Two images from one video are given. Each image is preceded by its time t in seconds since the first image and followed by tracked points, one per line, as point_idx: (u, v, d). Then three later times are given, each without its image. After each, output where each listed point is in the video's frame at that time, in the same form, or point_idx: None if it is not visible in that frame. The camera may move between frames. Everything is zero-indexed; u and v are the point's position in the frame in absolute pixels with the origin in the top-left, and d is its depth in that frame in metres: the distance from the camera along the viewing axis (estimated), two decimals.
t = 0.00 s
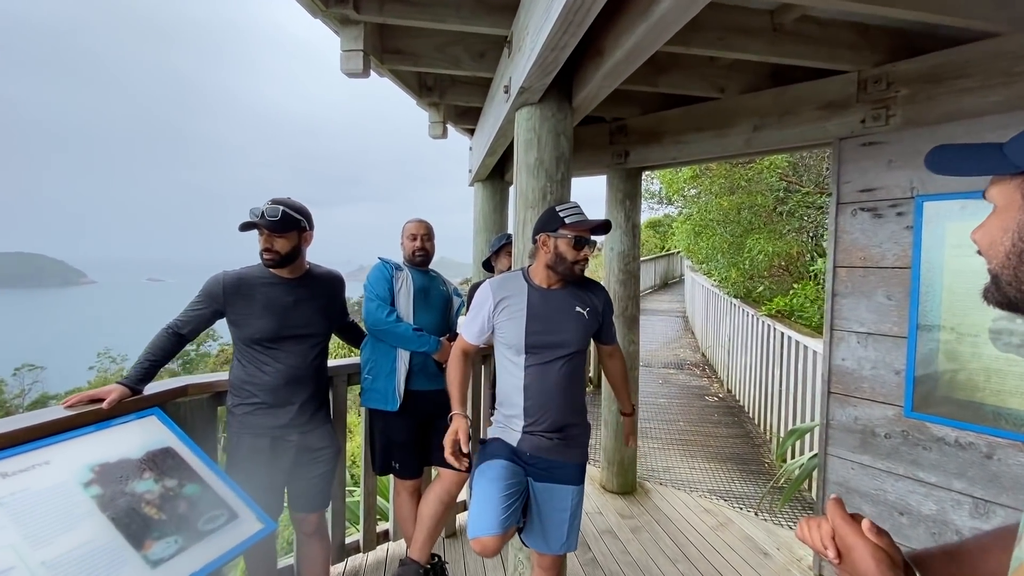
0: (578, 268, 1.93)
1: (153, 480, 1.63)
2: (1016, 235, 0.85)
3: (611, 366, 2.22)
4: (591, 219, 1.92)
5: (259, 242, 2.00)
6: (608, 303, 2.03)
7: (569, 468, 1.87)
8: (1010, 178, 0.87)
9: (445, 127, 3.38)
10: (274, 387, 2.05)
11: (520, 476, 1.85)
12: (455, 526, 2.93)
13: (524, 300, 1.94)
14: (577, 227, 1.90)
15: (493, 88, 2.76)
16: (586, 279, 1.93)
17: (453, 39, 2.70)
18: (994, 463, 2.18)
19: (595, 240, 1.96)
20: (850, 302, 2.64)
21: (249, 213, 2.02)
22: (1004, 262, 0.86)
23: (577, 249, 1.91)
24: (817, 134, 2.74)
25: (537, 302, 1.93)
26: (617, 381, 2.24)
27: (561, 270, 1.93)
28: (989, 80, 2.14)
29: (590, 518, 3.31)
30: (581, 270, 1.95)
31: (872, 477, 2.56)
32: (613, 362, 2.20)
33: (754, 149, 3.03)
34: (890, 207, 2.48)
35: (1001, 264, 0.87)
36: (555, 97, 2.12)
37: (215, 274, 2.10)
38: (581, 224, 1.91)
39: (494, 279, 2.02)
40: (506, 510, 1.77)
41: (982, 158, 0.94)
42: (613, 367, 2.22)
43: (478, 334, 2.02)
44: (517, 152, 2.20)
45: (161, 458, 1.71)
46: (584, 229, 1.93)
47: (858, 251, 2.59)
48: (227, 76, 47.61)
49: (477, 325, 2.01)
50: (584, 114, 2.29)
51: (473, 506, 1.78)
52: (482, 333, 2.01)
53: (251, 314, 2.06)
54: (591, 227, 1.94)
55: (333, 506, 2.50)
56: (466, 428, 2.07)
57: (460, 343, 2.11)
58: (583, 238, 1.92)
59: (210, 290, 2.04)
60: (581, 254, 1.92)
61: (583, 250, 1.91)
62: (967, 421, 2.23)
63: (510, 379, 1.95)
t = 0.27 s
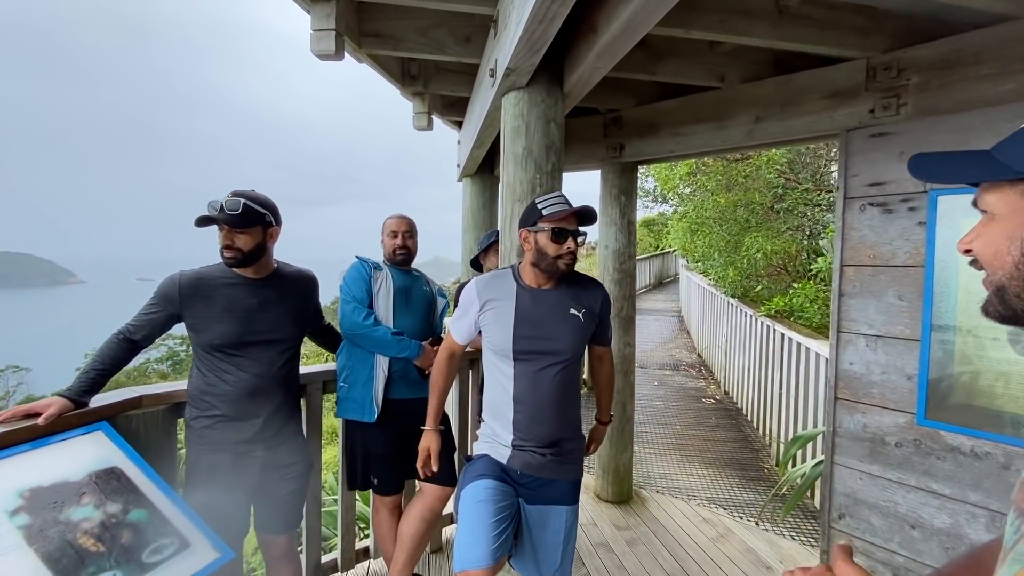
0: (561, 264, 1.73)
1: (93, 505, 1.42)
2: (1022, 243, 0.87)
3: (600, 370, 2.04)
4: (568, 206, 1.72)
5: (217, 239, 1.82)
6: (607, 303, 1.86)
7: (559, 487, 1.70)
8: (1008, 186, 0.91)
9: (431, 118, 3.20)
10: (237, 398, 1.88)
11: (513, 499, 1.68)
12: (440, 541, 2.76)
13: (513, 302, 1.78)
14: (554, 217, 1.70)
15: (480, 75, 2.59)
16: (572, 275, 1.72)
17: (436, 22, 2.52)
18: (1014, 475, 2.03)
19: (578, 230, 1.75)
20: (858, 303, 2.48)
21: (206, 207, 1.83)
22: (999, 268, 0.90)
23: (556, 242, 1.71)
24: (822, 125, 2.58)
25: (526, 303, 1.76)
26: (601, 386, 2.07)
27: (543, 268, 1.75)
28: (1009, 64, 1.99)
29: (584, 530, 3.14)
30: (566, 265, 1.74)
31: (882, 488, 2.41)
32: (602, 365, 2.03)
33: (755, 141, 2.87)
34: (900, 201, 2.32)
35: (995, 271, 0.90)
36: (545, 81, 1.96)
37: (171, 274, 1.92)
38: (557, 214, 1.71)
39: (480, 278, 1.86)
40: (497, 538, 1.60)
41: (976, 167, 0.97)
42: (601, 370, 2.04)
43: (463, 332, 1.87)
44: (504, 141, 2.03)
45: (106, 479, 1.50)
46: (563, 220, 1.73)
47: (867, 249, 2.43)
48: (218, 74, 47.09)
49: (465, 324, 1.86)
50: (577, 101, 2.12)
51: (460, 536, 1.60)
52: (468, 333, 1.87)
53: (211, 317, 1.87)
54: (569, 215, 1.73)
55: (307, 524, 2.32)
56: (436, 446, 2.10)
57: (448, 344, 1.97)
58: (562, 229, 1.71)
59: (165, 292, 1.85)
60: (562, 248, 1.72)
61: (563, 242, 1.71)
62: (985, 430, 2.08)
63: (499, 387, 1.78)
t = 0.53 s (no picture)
0: (529, 258, 1.62)
1: (31, 531, 1.23)
2: None
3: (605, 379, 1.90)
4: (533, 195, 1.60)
5: (178, 233, 1.66)
6: (609, 302, 1.71)
7: (551, 505, 1.55)
8: (986, 193, 0.79)
9: (419, 109, 3.05)
10: (201, 407, 1.72)
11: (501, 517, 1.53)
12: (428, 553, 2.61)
13: (502, 300, 1.65)
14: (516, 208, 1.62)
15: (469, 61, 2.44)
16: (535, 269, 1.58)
17: (422, 4, 2.37)
18: None
19: (549, 221, 1.60)
20: (867, 302, 2.34)
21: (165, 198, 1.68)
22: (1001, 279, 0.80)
23: (522, 235, 1.62)
24: (829, 115, 2.45)
25: (517, 302, 1.64)
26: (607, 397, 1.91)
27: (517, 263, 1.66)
28: None
29: (580, 540, 3.00)
30: (536, 258, 1.61)
31: (893, 497, 2.28)
32: (608, 373, 1.88)
33: (758, 132, 2.74)
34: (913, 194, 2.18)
35: (992, 285, 0.80)
36: (537, 63, 1.80)
37: (129, 271, 1.75)
38: (521, 204, 1.62)
39: (469, 274, 1.75)
40: (483, 562, 1.44)
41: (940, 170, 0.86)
42: (606, 379, 1.90)
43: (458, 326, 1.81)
44: (493, 128, 1.88)
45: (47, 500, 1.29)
46: (531, 210, 1.62)
47: (877, 244, 2.30)
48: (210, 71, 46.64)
49: (457, 317, 1.79)
50: (572, 86, 1.97)
51: (442, 558, 1.44)
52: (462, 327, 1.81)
53: (172, 319, 1.71)
54: (537, 205, 1.62)
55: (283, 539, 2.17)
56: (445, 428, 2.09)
57: (444, 336, 1.97)
58: (527, 220, 1.61)
59: (123, 290, 1.68)
60: (529, 241, 1.61)
61: (527, 234, 1.61)
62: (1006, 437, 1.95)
63: (486, 394, 1.65)
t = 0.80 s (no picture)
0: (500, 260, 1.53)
1: None
2: None
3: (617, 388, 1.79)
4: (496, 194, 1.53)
5: (143, 233, 1.53)
6: (617, 306, 1.58)
7: (551, 527, 1.42)
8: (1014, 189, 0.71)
9: (411, 103, 2.91)
10: (171, 421, 1.57)
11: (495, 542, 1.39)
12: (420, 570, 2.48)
13: (497, 304, 1.53)
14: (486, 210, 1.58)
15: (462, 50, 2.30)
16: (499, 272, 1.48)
17: None
18: None
19: (513, 219, 1.50)
20: (883, 304, 2.22)
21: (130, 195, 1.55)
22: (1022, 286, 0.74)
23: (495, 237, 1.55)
24: (841, 107, 2.33)
25: (513, 306, 1.52)
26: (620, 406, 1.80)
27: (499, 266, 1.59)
28: None
29: (580, 553, 2.87)
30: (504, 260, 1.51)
31: (911, 511, 2.16)
32: (620, 382, 1.77)
33: (766, 127, 2.61)
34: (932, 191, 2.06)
35: (1011, 295, 0.73)
36: (534, 47, 1.67)
37: (92, 272, 1.60)
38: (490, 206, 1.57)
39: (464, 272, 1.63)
40: None
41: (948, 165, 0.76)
42: (619, 388, 1.78)
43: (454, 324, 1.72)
44: (488, 118, 1.75)
45: None
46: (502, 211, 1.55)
47: (893, 244, 2.18)
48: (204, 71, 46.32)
49: (453, 318, 1.69)
50: (572, 74, 1.84)
51: None
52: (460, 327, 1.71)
53: (138, 325, 1.56)
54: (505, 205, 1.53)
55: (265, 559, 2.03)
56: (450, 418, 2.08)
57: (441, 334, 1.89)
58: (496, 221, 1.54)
59: (84, 293, 1.54)
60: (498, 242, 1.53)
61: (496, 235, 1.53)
62: None
63: (480, 406, 1.52)
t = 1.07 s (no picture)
0: (510, 261, 1.41)
1: None
2: None
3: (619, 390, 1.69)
4: (512, 188, 1.40)
5: (114, 236, 1.43)
6: (620, 310, 1.48)
7: (551, 549, 1.32)
8: None
9: (404, 99, 2.81)
10: (144, 434, 1.47)
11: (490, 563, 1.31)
12: None
13: (491, 311, 1.43)
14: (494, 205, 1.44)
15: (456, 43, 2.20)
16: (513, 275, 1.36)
17: None
18: None
19: (531, 218, 1.40)
20: (896, 307, 2.12)
21: (98, 194, 1.45)
22: None
23: (504, 235, 1.42)
24: (852, 101, 2.23)
25: (508, 314, 1.42)
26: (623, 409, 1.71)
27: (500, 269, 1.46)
28: None
29: (581, 565, 2.77)
30: (517, 262, 1.39)
31: (928, 523, 2.06)
32: (622, 382, 1.67)
33: (773, 123, 2.51)
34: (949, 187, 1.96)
35: None
36: (532, 35, 1.57)
37: (60, 276, 1.50)
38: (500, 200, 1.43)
39: (454, 277, 1.53)
40: None
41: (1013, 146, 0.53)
42: (620, 388, 1.68)
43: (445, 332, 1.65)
44: (483, 111, 1.65)
45: None
46: (514, 208, 1.43)
47: (908, 243, 2.08)
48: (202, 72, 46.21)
49: (443, 326, 1.62)
50: (571, 65, 1.74)
51: None
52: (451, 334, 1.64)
53: (109, 332, 1.46)
54: (520, 201, 1.42)
55: None
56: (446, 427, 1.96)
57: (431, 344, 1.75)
58: (507, 218, 1.42)
59: (53, 298, 1.44)
60: (510, 241, 1.41)
61: (508, 234, 1.41)
62: None
63: (474, 420, 1.42)
